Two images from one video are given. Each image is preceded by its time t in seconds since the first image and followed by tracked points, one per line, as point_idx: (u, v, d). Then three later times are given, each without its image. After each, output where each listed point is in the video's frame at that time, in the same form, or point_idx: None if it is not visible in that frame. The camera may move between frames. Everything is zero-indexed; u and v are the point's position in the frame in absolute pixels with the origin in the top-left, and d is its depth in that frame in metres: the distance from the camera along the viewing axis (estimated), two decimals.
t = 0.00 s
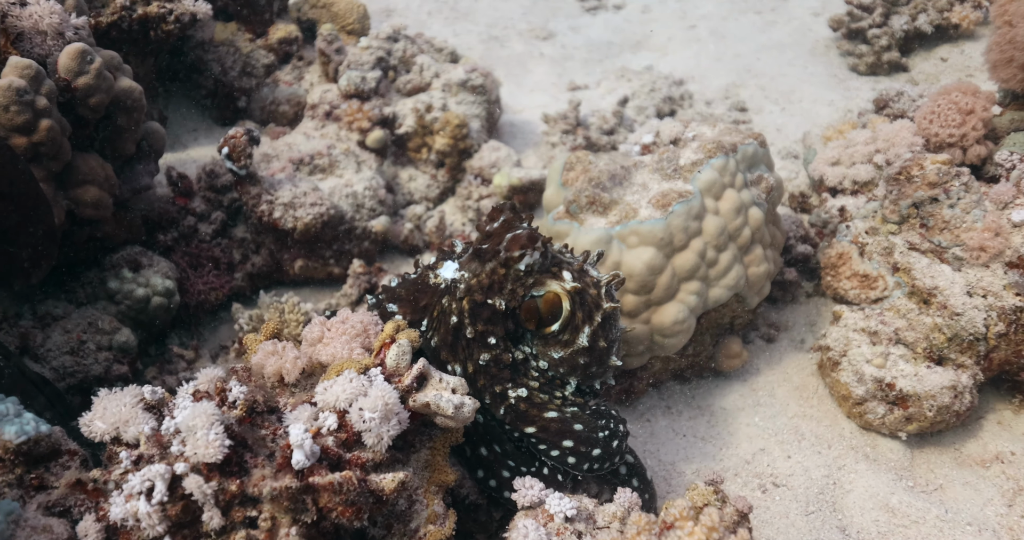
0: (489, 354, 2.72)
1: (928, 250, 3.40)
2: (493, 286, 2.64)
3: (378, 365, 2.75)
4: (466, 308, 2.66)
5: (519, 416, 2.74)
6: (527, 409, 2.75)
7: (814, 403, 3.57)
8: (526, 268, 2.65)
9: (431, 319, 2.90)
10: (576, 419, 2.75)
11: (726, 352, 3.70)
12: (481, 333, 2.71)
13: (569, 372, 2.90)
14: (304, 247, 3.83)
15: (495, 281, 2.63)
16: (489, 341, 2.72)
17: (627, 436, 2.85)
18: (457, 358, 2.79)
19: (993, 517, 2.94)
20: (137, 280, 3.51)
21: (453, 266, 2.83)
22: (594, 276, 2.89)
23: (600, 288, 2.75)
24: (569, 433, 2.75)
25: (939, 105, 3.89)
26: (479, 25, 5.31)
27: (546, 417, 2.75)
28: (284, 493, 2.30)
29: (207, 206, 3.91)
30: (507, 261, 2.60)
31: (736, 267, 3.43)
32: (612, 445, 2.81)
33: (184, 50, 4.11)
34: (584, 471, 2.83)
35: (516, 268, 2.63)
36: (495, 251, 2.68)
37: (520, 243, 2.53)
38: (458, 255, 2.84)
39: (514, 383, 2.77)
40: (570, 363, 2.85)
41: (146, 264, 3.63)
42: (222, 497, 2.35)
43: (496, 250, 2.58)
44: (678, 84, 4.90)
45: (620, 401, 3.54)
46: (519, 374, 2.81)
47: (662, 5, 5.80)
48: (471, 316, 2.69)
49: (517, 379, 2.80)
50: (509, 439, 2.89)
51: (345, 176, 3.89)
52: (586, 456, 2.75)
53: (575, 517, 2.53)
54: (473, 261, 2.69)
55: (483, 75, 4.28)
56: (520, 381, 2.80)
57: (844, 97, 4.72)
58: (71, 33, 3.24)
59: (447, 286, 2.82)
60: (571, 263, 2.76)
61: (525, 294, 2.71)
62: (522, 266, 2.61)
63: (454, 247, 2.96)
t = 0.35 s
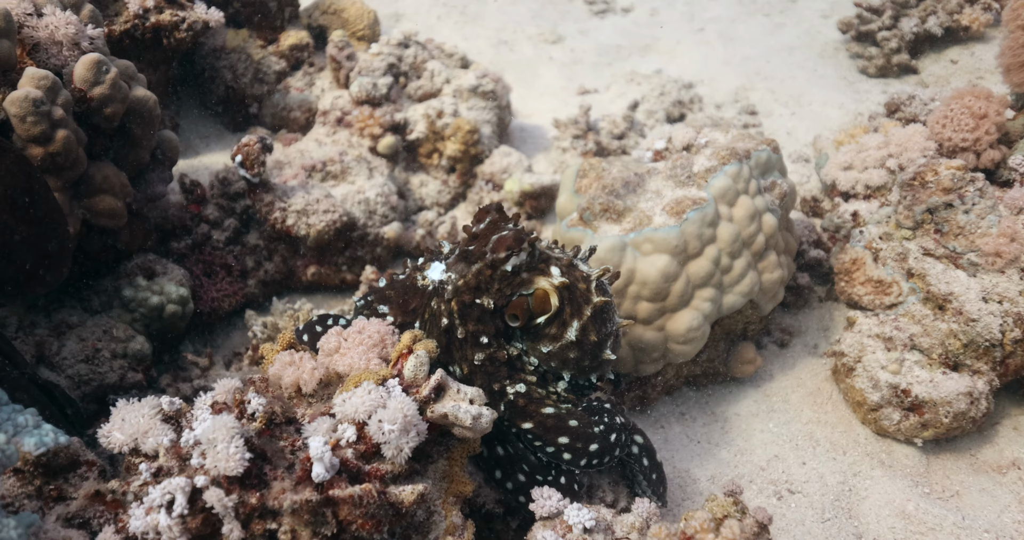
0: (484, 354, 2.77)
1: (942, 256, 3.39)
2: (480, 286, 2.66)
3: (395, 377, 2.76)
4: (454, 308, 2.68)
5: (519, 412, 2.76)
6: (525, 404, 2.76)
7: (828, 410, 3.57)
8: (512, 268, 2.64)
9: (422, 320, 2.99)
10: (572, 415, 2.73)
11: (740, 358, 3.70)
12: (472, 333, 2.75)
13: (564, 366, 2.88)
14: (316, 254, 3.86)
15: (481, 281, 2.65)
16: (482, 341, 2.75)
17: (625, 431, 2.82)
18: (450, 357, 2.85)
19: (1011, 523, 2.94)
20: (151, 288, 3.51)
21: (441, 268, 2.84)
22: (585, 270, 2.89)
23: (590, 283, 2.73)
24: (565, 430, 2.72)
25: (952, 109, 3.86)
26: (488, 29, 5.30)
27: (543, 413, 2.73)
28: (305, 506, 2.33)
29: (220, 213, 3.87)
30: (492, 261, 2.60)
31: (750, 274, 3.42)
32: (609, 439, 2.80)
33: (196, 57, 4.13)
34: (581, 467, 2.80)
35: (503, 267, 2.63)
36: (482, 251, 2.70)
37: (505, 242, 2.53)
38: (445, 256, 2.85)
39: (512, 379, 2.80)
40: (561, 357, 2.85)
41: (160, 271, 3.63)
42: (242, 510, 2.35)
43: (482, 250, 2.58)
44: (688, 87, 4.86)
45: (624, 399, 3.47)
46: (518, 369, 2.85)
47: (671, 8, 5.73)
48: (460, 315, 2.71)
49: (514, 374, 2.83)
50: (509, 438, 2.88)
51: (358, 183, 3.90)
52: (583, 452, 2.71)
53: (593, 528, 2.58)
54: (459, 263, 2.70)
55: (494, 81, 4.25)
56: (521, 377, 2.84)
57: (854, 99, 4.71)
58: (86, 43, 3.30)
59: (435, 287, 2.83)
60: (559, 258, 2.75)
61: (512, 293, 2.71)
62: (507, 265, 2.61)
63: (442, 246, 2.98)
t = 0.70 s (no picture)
0: (475, 349, 2.86)
1: (960, 265, 3.38)
2: (467, 282, 2.77)
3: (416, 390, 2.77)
4: (443, 303, 2.78)
5: (518, 400, 2.84)
6: (523, 393, 2.86)
7: (846, 419, 3.56)
8: (498, 264, 2.76)
9: (409, 317, 3.11)
10: (569, 406, 2.82)
11: (757, 368, 3.70)
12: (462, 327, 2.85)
13: (554, 358, 2.99)
14: (332, 263, 3.86)
15: (468, 277, 2.75)
16: (472, 336, 2.85)
17: (620, 420, 2.91)
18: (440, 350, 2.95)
19: None
20: (170, 299, 3.52)
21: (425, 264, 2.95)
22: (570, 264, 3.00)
23: (574, 277, 2.85)
24: (562, 421, 2.83)
25: (968, 118, 3.84)
26: (500, 36, 5.31)
27: (541, 402, 2.84)
28: (329, 522, 2.34)
29: (236, 223, 3.89)
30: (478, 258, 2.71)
31: (768, 283, 3.42)
32: (605, 429, 2.89)
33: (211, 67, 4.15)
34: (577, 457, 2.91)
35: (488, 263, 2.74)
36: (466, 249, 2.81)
37: (491, 240, 2.65)
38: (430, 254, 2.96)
39: (508, 370, 2.90)
40: (550, 350, 2.97)
41: (178, 282, 3.64)
42: (267, 526, 2.35)
43: (468, 248, 2.70)
44: (700, 94, 4.86)
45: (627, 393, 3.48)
46: (513, 360, 2.94)
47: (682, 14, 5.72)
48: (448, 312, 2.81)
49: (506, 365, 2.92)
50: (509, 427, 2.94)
51: (374, 193, 3.89)
52: (579, 443, 2.84)
53: None
54: (444, 260, 2.80)
55: (508, 90, 4.24)
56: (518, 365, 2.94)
57: (868, 105, 4.70)
58: (105, 57, 3.36)
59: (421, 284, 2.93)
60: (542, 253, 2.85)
61: (499, 289, 2.83)
62: (492, 260, 2.72)
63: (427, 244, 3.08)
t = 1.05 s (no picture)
0: (461, 337, 2.90)
1: (981, 273, 3.36)
2: (449, 273, 2.79)
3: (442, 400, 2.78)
4: (426, 294, 2.81)
5: (511, 379, 2.93)
6: (517, 374, 2.92)
7: (866, 427, 3.56)
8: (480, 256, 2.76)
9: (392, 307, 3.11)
10: (564, 388, 2.92)
11: (776, 376, 3.70)
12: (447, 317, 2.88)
13: (540, 346, 2.98)
14: (353, 272, 3.86)
15: (450, 268, 2.78)
16: (457, 325, 2.88)
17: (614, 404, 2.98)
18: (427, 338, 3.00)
19: None
20: (192, 308, 3.55)
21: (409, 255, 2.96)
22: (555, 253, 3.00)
23: (558, 265, 2.82)
24: (558, 402, 2.91)
25: (986, 125, 3.84)
26: (515, 44, 5.33)
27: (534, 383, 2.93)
28: (358, 532, 2.35)
29: (256, 233, 3.93)
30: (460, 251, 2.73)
31: (788, 292, 3.42)
32: (600, 413, 2.97)
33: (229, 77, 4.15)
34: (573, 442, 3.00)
35: (469, 254, 2.75)
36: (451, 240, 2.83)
37: (474, 233, 2.63)
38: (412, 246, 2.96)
39: (498, 356, 2.93)
40: (536, 339, 2.95)
41: (200, 291, 3.66)
42: (295, 537, 2.36)
43: (451, 241, 2.70)
44: (714, 101, 4.87)
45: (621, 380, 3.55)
46: (502, 345, 2.97)
47: (695, 21, 5.74)
48: (433, 302, 2.86)
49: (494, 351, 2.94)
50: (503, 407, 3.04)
51: (392, 201, 3.91)
52: (573, 425, 2.91)
53: None
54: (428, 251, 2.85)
55: (525, 98, 4.25)
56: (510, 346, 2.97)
57: (884, 112, 4.70)
58: (129, 68, 3.39)
59: (407, 275, 2.97)
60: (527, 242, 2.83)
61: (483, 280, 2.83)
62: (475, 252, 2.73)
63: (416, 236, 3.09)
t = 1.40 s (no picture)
0: (456, 328, 3.03)
1: (1005, 280, 3.35)
2: (441, 266, 2.93)
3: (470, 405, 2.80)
4: (419, 288, 2.93)
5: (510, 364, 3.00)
6: (515, 359, 3.01)
7: (888, 433, 3.55)
8: (471, 251, 2.91)
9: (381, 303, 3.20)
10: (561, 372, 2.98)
11: (799, 382, 3.68)
12: (441, 309, 3.00)
13: (534, 331, 3.13)
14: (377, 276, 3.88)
15: (442, 261, 2.92)
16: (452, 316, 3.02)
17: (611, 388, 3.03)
18: (419, 329, 3.08)
19: None
20: (217, 312, 3.60)
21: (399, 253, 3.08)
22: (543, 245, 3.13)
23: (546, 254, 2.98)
24: (555, 386, 2.97)
25: (1010, 130, 3.81)
26: (533, 48, 5.35)
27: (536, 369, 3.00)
28: (390, 535, 2.38)
29: (279, 237, 3.95)
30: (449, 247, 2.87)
31: (811, 297, 3.42)
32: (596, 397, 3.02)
33: (252, 82, 4.18)
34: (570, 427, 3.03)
35: (459, 249, 2.90)
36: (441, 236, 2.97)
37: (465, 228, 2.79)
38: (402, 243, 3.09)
39: (493, 341, 3.05)
40: (529, 325, 3.11)
41: (224, 295, 3.70)
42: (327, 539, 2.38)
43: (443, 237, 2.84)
44: (733, 106, 4.88)
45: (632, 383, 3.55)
46: (498, 332, 3.10)
47: (713, 25, 5.73)
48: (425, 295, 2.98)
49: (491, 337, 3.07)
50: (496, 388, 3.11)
51: (414, 206, 3.94)
52: (571, 409, 2.95)
53: None
54: (418, 246, 3.00)
55: (545, 103, 4.27)
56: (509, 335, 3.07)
57: (903, 117, 4.70)
58: (158, 75, 3.43)
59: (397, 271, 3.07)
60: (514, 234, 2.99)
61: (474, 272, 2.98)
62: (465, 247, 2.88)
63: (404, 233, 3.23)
